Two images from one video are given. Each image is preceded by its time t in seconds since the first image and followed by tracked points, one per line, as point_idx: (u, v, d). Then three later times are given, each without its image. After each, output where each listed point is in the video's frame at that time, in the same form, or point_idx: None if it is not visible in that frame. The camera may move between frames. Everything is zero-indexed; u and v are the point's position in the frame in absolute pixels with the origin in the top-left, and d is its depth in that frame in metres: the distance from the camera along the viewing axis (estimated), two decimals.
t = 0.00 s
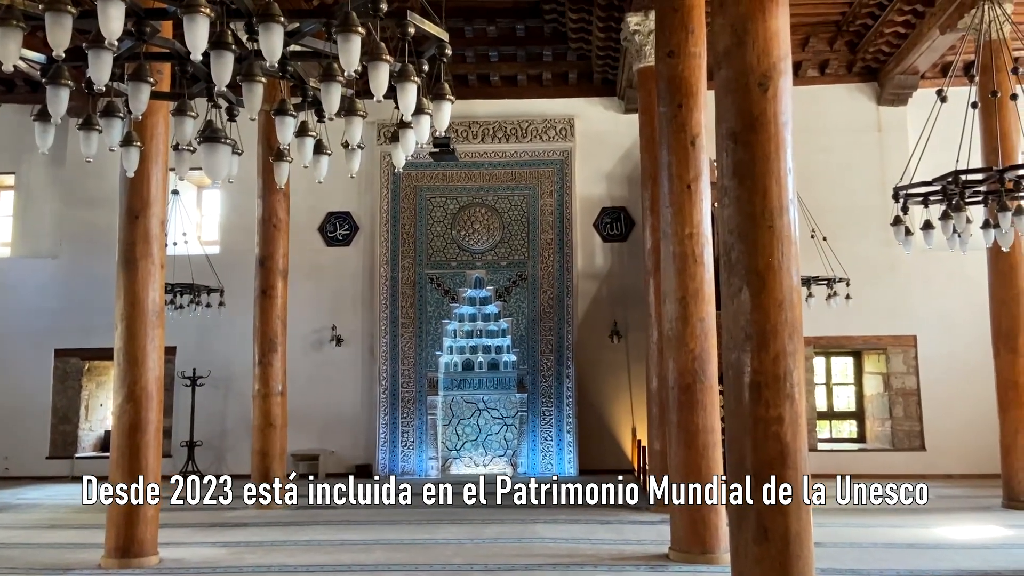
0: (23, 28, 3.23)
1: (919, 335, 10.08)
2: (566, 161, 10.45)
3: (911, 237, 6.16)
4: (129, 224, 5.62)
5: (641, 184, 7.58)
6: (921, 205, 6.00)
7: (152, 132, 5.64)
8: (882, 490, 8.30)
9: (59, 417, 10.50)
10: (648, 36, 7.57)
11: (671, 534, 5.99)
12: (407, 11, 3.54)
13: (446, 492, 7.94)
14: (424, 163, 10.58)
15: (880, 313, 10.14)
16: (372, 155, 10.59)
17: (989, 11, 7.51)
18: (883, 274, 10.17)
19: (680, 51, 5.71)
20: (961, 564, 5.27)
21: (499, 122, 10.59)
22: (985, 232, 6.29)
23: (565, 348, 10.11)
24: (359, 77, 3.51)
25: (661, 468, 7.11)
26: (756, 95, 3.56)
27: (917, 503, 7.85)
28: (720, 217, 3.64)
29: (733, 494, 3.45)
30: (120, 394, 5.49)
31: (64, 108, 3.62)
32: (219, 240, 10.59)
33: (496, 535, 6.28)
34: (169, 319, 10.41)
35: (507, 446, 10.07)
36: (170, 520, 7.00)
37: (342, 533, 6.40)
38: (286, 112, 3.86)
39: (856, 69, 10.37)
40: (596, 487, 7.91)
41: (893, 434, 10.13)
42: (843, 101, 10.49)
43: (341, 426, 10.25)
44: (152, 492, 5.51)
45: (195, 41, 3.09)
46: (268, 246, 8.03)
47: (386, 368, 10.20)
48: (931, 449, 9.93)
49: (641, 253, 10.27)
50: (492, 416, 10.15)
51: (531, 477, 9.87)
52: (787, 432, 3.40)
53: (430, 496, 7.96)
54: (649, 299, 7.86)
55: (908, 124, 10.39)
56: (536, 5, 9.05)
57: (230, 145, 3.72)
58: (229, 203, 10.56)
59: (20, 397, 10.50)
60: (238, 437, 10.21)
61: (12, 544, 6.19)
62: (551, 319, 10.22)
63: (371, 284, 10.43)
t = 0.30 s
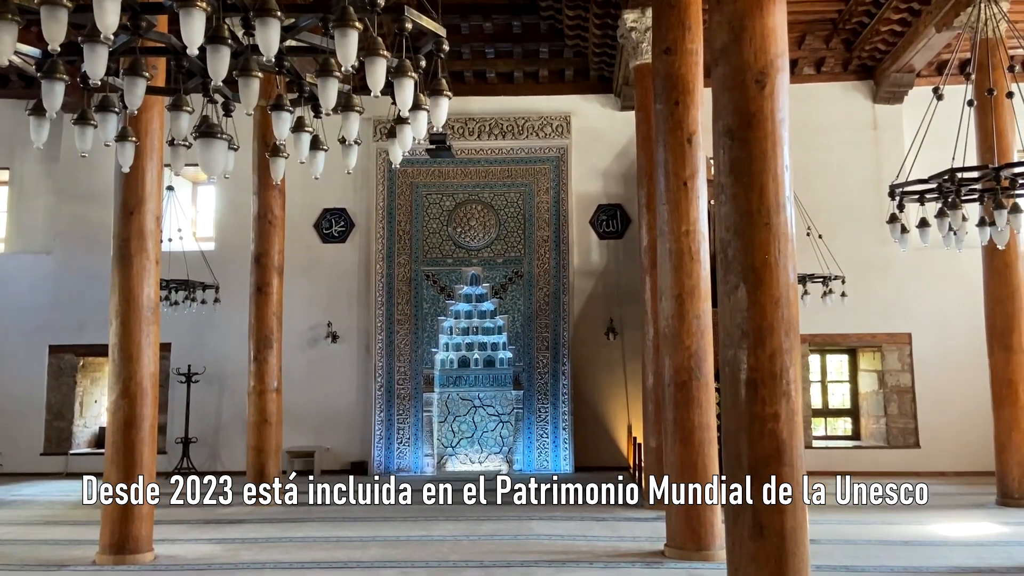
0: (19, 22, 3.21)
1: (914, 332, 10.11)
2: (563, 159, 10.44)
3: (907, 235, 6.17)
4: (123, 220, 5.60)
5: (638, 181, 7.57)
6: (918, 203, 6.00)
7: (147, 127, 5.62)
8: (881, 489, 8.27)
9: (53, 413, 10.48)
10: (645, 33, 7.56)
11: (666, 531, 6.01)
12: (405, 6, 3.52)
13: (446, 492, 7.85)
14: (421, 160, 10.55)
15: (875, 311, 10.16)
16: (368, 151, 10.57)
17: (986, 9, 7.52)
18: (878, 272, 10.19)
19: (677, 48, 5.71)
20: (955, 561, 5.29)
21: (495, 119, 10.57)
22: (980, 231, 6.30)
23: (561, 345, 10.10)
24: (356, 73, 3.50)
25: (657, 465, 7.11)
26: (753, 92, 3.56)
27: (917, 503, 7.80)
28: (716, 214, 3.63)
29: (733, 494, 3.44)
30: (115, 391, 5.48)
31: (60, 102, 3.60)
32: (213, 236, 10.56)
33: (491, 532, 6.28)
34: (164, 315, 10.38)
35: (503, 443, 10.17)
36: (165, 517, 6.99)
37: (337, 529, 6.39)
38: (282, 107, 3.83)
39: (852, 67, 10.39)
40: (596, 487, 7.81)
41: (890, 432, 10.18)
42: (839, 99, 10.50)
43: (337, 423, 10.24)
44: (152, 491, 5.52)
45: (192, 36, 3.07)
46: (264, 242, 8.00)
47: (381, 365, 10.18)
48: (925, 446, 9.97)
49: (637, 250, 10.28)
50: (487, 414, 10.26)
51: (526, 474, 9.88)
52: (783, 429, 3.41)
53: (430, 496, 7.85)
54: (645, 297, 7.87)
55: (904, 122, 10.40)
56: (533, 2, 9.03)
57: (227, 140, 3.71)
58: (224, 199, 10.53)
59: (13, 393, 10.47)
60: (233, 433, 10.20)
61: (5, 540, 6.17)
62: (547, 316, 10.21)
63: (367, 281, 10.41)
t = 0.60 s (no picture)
0: (23, 16, 3.20)
1: (914, 330, 10.11)
2: (564, 155, 10.43)
3: (910, 232, 6.17)
4: (125, 215, 5.59)
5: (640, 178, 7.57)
6: (920, 200, 6.00)
7: (150, 122, 5.61)
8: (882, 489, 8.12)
9: (54, 409, 10.48)
10: (647, 30, 7.55)
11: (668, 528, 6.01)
12: (409, 1, 3.52)
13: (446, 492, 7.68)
14: (423, 156, 10.54)
15: (876, 308, 10.16)
16: (370, 147, 10.56)
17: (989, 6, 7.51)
18: (880, 269, 10.19)
19: (680, 45, 5.70)
20: (956, 558, 5.29)
21: (497, 115, 10.56)
22: (984, 228, 6.28)
23: (562, 342, 10.11)
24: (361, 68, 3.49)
25: (658, 462, 7.12)
26: (757, 89, 3.56)
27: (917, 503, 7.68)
28: (719, 211, 3.63)
29: (733, 494, 3.45)
30: (117, 386, 5.48)
31: (64, 97, 3.59)
32: (214, 232, 10.56)
33: (493, 528, 6.28)
34: (166, 311, 10.39)
35: (503, 440, 10.23)
36: (166, 512, 6.99)
37: (339, 525, 6.39)
38: (286, 103, 3.83)
39: (854, 64, 10.37)
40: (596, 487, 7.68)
41: (889, 429, 10.30)
42: (841, 96, 10.48)
43: (338, 419, 10.24)
44: (152, 491, 5.51)
45: (197, 30, 3.07)
46: (265, 238, 7.99)
47: (382, 361, 10.18)
48: (925, 444, 9.97)
49: (638, 247, 10.28)
50: (488, 410, 10.32)
51: (527, 470, 9.89)
52: (786, 425, 3.41)
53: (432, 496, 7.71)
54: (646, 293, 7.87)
55: (906, 119, 10.39)
56: None
57: (230, 136, 3.71)
58: (225, 195, 10.53)
59: (14, 388, 10.48)
60: (234, 429, 10.20)
61: (7, 535, 6.18)
62: (548, 312, 10.22)
63: (368, 277, 10.41)
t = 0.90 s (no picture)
0: (36, 11, 3.21)
1: (921, 326, 10.08)
2: (571, 151, 10.42)
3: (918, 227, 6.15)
4: (133, 210, 5.60)
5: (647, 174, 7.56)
6: (929, 196, 5.97)
7: (157, 117, 5.62)
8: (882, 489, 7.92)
9: (62, 404, 10.52)
10: (654, 25, 7.53)
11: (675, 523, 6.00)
12: None
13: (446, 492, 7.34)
14: (429, 151, 10.54)
15: (883, 304, 10.14)
16: (376, 143, 10.57)
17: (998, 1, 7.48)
18: (886, 265, 10.16)
19: (688, 40, 5.68)
20: (964, 555, 5.28)
21: (503, 111, 10.56)
22: (994, 224, 6.26)
23: (569, 338, 10.11)
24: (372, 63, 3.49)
25: (664, 458, 7.13)
26: (767, 84, 3.54)
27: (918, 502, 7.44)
28: (729, 206, 3.62)
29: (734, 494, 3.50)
30: (125, 381, 5.49)
31: (75, 92, 3.60)
32: (221, 228, 10.58)
33: (499, 524, 6.29)
34: (172, 306, 10.41)
35: (509, 435, 10.15)
36: (174, 506, 7.02)
37: (346, 520, 6.41)
38: (296, 98, 3.84)
39: (861, 60, 10.33)
40: (596, 486, 7.39)
41: (895, 426, 10.15)
42: (849, 92, 10.44)
43: (344, 415, 10.26)
44: (152, 491, 5.49)
45: (210, 25, 3.07)
46: (272, 233, 8.00)
47: (389, 356, 10.20)
48: (932, 440, 9.96)
49: (645, 243, 10.26)
50: (494, 406, 10.25)
51: (534, 466, 9.89)
52: (795, 421, 3.40)
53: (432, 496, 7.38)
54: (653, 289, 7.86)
55: (913, 115, 10.35)
56: None
57: (241, 131, 3.71)
58: (231, 191, 10.55)
59: (22, 383, 10.51)
60: (241, 424, 10.22)
61: (16, 529, 6.21)
62: (554, 308, 10.21)
63: (375, 273, 10.42)
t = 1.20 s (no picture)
0: (64, 3, 3.24)
1: (943, 319, 9.99)
2: (588, 143, 10.39)
3: (942, 219, 6.07)
4: (154, 203, 5.64)
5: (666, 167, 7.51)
6: (953, 187, 5.90)
7: (178, 111, 5.66)
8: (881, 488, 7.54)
9: (84, 395, 10.64)
10: (674, 16, 7.49)
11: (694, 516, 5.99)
12: None
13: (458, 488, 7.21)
14: (447, 144, 10.55)
15: (904, 297, 10.05)
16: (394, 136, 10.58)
17: None
18: (907, 257, 10.07)
19: (708, 31, 5.64)
20: (988, 549, 5.24)
21: (521, 103, 10.54)
22: (1019, 216, 6.18)
23: (587, 330, 10.11)
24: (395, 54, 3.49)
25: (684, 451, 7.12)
26: (790, 74, 3.51)
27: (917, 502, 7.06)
28: (752, 197, 3.60)
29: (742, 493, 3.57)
30: (147, 372, 5.54)
31: (100, 85, 3.62)
32: (240, 221, 10.64)
33: (518, 516, 6.30)
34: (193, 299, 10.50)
35: (527, 428, 10.24)
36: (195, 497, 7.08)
37: (365, 511, 6.44)
38: (319, 90, 3.85)
39: (883, 50, 10.20)
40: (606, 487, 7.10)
41: (916, 419, 10.15)
42: (870, 82, 10.33)
43: (363, 407, 10.31)
44: (152, 492, 5.47)
45: (234, 16, 3.07)
46: (291, 226, 8.03)
47: (407, 349, 10.25)
48: (953, 434, 9.87)
49: (663, 235, 10.22)
50: (512, 398, 10.33)
51: (552, 458, 9.90)
52: (818, 414, 3.37)
53: (431, 496, 7.01)
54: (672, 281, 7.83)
55: (936, 105, 10.23)
56: None
57: (264, 123, 3.73)
58: (251, 184, 10.60)
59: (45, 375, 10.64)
60: (261, 416, 10.30)
61: (41, 519, 6.28)
62: (572, 301, 10.21)
63: (393, 266, 10.45)
